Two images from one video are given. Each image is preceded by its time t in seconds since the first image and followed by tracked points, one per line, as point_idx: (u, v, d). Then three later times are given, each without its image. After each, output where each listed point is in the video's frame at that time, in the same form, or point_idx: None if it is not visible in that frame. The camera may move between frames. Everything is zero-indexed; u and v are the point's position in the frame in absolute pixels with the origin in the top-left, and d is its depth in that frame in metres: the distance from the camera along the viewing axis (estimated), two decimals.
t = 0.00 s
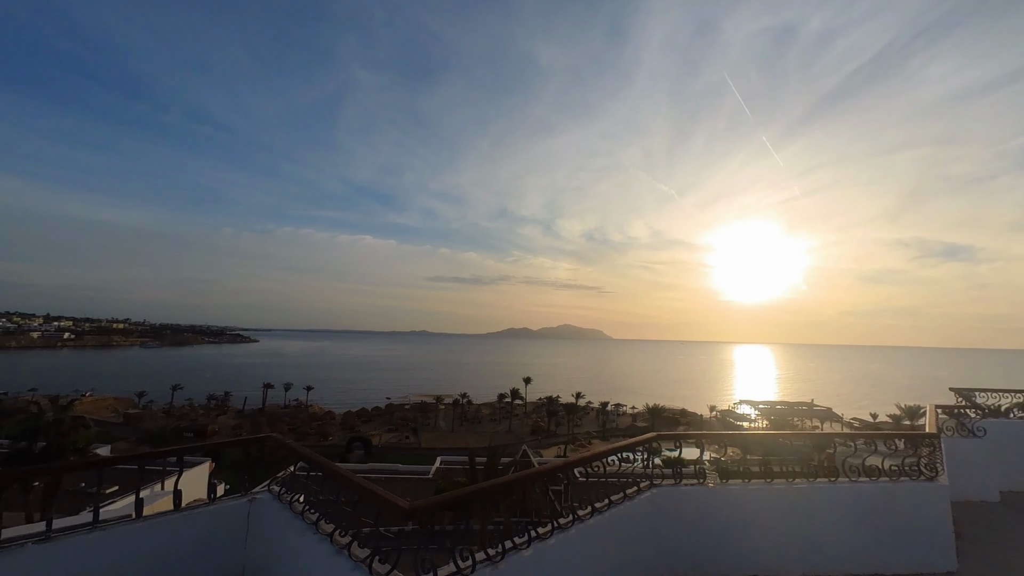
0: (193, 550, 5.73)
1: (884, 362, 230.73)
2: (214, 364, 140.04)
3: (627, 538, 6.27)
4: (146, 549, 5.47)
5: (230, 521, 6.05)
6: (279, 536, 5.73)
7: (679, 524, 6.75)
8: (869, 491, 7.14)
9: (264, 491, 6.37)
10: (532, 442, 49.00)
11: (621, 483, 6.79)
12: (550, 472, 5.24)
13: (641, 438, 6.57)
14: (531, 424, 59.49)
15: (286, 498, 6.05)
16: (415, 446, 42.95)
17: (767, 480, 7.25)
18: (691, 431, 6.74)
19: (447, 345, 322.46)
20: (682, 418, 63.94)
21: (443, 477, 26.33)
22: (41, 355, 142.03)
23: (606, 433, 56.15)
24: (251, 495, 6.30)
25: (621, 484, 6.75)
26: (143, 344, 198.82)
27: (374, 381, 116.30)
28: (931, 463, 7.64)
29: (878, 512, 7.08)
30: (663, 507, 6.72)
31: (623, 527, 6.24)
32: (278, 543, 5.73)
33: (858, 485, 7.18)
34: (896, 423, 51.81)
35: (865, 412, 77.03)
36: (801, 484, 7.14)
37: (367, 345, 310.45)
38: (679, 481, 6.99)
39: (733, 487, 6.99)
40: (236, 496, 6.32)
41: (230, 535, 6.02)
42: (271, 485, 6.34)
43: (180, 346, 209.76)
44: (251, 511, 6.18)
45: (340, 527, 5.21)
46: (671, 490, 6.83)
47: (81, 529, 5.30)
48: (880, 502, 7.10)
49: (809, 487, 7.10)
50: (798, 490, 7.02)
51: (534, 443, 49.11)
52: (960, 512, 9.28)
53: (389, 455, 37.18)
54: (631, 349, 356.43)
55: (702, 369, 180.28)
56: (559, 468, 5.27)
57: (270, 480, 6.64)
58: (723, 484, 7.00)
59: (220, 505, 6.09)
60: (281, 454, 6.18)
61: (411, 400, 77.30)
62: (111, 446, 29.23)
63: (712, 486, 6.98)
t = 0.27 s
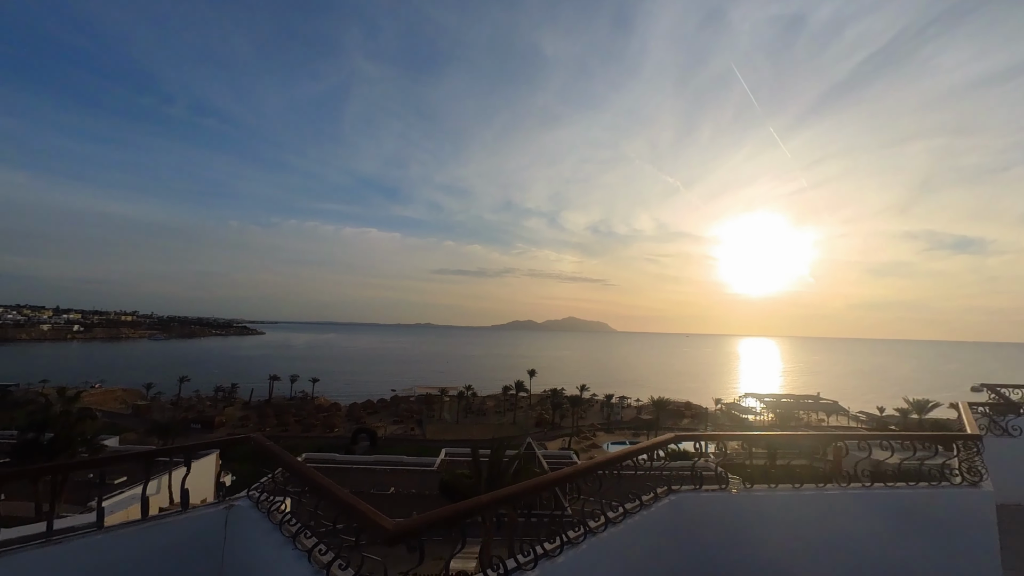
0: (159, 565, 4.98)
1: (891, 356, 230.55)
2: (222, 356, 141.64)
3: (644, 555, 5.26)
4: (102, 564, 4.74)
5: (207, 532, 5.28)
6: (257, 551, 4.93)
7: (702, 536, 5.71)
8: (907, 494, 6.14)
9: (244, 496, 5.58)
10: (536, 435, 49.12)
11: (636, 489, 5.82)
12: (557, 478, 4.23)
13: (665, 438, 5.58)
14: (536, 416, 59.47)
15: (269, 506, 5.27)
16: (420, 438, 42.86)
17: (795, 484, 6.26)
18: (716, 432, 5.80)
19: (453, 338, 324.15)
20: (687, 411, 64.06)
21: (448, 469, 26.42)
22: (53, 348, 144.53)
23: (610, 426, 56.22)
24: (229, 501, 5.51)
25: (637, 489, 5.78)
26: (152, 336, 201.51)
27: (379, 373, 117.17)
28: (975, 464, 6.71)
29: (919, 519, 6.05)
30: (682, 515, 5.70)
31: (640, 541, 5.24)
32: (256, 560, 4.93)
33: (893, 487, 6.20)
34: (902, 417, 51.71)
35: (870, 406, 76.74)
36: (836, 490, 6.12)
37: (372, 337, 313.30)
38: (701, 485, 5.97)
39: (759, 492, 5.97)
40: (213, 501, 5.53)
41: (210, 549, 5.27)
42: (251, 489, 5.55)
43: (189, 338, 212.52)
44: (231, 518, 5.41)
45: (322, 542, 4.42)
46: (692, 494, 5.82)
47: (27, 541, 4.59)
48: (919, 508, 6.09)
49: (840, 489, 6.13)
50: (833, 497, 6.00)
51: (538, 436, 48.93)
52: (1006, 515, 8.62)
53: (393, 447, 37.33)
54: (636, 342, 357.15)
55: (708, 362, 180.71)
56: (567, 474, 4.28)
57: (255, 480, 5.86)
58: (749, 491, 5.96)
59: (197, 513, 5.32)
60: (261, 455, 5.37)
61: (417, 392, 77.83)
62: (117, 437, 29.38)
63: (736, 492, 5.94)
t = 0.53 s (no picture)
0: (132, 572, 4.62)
1: (900, 345, 229.64)
2: (230, 344, 143.31)
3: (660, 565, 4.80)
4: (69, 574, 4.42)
5: (180, 536, 4.85)
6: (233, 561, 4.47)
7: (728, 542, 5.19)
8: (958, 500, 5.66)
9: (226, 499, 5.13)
10: (542, 423, 49.47)
11: (654, 490, 5.32)
12: (590, 477, 3.66)
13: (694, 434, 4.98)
14: (541, 404, 59.80)
15: (247, 510, 4.81)
16: (426, 426, 43.24)
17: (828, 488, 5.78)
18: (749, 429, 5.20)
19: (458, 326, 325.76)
20: (693, 399, 64.33)
21: (455, 457, 26.70)
22: (65, 336, 147.04)
23: (615, 414, 56.54)
24: (209, 503, 5.07)
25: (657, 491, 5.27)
26: (161, 324, 204.11)
27: (386, 361, 118.21)
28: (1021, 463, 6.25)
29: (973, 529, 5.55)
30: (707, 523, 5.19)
31: (655, 550, 4.77)
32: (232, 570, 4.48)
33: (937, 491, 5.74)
34: (909, 406, 51.71)
35: (878, 395, 76.65)
36: (874, 493, 5.65)
37: (379, 324, 315.50)
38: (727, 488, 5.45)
39: (788, 496, 5.47)
40: (193, 502, 5.14)
41: (184, 556, 4.83)
42: (231, 490, 5.09)
43: (198, 325, 215.38)
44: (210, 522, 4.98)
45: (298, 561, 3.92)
46: (717, 498, 5.31)
47: None
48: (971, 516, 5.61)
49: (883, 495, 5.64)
50: (871, 501, 5.53)
51: (544, 424, 49.31)
52: None
53: (400, 435, 37.70)
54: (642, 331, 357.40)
55: (714, 350, 181.00)
56: (602, 471, 3.72)
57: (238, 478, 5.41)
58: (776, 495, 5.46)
59: (172, 514, 4.91)
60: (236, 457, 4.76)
61: (423, 380, 78.53)
62: (127, 424, 29.82)
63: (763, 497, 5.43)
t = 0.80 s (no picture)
0: None
1: (912, 330, 227.89)
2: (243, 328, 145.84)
3: None
4: None
5: (158, 548, 4.33)
6: None
7: (765, 559, 4.30)
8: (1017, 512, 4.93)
9: (208, 506, 4.58)
10: (550, 407, 49.84)
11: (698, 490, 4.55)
12: (633, 480, 2.98)
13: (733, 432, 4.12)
14: (549, 388, 60.20)
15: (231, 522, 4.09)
16: (435, 410, 43.74)
17: (873, 493, 4.97)
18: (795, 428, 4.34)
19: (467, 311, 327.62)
20: (701, 384, 64.42)
21: (463, 441, 26.97)
22: (81, 320, 150.18)
23: (623, 398, 56.77)
24: (186, 510, 4.49)
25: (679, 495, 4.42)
26: (173, 308, 207.60)
27: (394, 345, 119.50)
28: None
29: None
30: (736, 533, 4.32)
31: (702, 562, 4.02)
32: None
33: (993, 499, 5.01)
34: (920, 393, 51.39)
35: (886, 381, 76.48)
36: (926, 500, 4.92)
37: (387, 309, 318.12)
38: (760, 493, 4.61)
39: (832, 503, 4.67)
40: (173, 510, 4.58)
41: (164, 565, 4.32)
42: (213, 497, 4.50)
43: (209, 309, 218.59)
44: (189, 531, 4.40)
45: None
46: (751, 504, 4.49)
47: None
48: None
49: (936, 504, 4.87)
50: (920, 507, 4.80)
51: (551, 408, 49.66)
52: None
53: (409, 418, 38.15)
54: (651, 316, 357.05)
55: (723, 335, 180.77)
56: (643, 472, 3.03)
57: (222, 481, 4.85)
58: (820, 502, 4.62)
59: (148, 526, 4.38)
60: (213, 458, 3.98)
61: (432, 364, 79.37)
62: (142, 407, 30.47)
63: (810, 501, 4.64)
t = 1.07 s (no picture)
0: None
1: (925, 311, 225.36)
2: (254, 308, 147.94)
3: None
4: None
5: (115, 540, 4.32)
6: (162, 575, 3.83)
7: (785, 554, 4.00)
8: None
9: (167, 497, 4.53)
10: (557, 386, 50.27)
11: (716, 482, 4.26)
12: (648, 471, 2.70)
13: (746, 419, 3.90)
14: (556, 368, 60.61)
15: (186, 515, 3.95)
16: (443, 388, 44.28)
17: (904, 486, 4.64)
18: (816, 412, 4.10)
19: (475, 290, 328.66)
20: (709, 364, 64.49)
21: (470, 419, 27.35)
22: (95, 300, 152.93)
23: (630, 378, 57.04)
24: (146, 501, 4.46)
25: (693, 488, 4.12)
26: (185, 288, 210.44)
27: (402, 324, 120.60)
28: None
29: None
30: (752, 529, 4.04)
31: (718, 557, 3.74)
32: None
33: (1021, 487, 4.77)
34: (931, 374, 51.07)
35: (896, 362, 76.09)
36: (963, 495, 4.57)
37: (396, 288, 319.93)
38: (781, 485, 4.31)
39: (861, 497, 4.38)
40: (132, 500, 4.54)
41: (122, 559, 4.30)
42: (171, 490, 4.40)
43: (219, 289, 221.22)
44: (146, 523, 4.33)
45: None
46: (772, 498, 4.18)
47: None
48: None
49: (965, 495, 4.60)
50: (956, 501, 4.46)
51: (558, 387, 50.07)
52: None
53: (417, 397, 38.68)
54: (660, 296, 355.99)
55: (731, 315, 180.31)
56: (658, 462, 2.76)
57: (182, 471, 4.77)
58: (849, 496, 4.33)
59: (101, 518, 4.36)
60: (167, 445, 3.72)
61: (440, 343, 80.12)
62: (156, 385, 31.20)
63: (835, 494, 4.34)
